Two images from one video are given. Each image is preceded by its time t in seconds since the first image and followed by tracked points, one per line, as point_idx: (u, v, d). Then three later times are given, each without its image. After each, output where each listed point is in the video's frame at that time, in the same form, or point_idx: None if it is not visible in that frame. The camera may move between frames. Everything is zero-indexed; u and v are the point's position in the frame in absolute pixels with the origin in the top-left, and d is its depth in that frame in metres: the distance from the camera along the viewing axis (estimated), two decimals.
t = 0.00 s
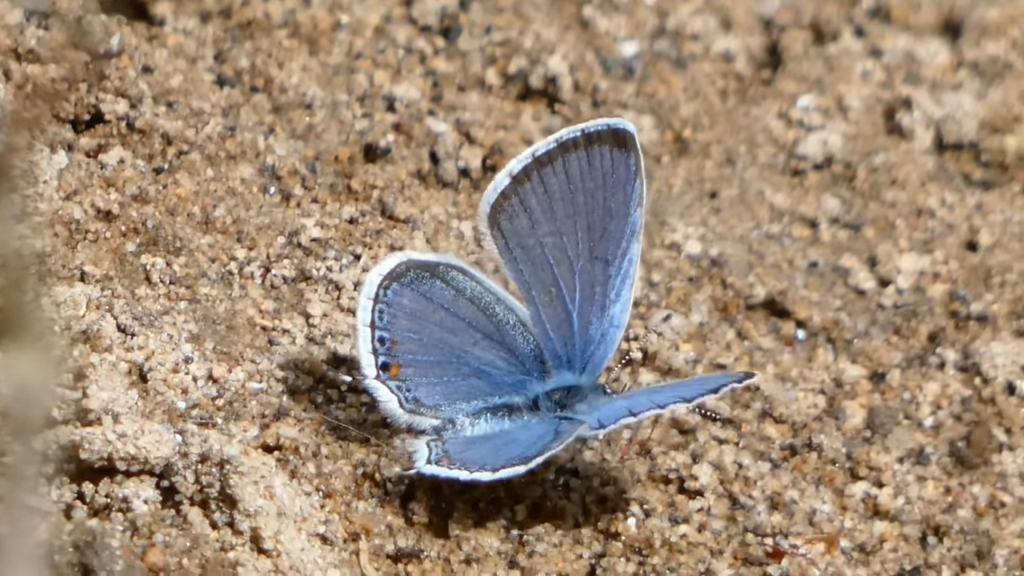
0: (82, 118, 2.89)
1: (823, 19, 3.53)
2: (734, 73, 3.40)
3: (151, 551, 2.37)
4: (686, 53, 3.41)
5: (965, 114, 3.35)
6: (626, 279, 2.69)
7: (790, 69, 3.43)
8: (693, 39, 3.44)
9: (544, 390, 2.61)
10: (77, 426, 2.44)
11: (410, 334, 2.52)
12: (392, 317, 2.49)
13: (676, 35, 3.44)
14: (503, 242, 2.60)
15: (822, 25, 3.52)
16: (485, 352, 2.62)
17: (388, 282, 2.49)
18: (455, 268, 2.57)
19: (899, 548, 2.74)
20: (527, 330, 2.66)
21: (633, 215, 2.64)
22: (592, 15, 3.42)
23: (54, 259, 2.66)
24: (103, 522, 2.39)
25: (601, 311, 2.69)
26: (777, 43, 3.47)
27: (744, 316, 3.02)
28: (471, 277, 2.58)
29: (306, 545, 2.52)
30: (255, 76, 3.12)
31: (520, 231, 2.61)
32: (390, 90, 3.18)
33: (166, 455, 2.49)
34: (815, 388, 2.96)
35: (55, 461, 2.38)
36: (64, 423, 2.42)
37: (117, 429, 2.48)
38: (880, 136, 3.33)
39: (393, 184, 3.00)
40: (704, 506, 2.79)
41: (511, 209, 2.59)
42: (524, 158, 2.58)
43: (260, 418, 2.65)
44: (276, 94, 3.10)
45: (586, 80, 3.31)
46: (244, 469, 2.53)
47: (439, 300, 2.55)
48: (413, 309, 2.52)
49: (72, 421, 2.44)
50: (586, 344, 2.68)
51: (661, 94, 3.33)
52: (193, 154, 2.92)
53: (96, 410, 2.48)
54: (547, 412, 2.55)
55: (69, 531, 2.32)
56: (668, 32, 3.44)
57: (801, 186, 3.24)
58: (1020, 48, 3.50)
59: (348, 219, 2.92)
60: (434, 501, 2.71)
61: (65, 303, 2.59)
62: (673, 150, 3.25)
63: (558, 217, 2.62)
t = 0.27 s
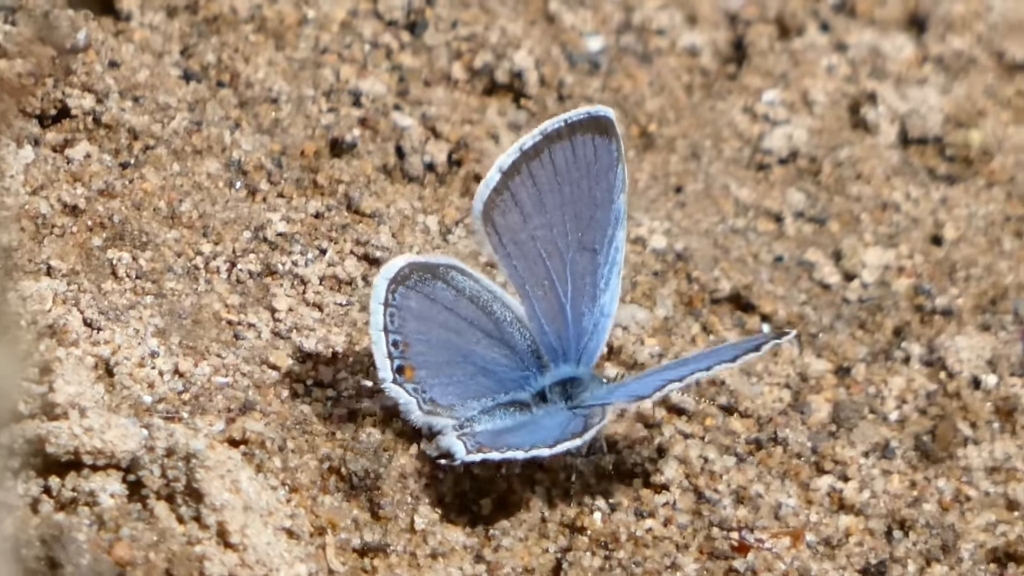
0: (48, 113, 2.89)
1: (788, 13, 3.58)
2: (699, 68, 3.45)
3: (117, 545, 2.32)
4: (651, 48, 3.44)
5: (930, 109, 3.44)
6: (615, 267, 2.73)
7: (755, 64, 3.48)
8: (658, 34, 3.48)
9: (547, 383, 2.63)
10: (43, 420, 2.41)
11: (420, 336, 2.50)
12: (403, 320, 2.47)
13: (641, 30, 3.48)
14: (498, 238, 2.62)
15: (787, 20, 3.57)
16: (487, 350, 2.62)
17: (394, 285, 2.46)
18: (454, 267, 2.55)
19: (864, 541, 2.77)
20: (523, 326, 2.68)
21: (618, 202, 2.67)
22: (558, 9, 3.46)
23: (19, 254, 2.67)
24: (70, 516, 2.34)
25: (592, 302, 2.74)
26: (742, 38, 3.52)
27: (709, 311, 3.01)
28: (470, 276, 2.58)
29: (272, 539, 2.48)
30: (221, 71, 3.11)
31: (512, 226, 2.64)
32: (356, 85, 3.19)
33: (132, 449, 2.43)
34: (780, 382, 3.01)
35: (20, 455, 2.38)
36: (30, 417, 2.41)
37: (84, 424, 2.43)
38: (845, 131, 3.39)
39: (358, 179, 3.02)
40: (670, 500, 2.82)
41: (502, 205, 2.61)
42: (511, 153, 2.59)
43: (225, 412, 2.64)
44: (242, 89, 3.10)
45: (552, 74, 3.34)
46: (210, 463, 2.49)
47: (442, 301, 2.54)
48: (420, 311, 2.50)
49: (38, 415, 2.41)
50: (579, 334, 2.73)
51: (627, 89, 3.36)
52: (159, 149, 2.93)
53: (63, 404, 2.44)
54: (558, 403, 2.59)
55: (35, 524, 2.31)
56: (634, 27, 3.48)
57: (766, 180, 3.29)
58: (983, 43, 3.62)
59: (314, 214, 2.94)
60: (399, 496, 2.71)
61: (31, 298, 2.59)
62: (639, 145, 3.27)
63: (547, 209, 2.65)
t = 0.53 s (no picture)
0: (15, 107, 2.91)
1: (754, 9, 3.64)
2: (665, 63, 3.50)
3: (84, 538, 2.30)
4: (617, 43, 3.49)
5: (896, 104, 3.50)
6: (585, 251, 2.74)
7: (722, 60, 3.52)
8: (624, 29, 3.52)
9: (531, 374, 2.61)
10: (9, 416, 2.37)
11: (402, 345, 2.49)
12: (384, 331, 2.47)
13: (607, 25, 3.52)
14: (470, 237, 2.62)
15: (753, 15, 3.63)
16: (471, 348, 2.59)
17: (372, 298, 2.46)
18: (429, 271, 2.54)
19: (829, 535, 2.78)
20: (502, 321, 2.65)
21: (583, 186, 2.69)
22: (524, 4, 3.49)
23: None
24: (37, 510, 2.31)
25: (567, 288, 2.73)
26: (708, 33, 3.57)
27: (675, 305, 3.02)
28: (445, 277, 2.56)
29: (238, 532, 2.43)
30: (187, 66, 3.11)
31: (482, 223, 2.63)
32: (322, 79, 3.18)
33: (100, 444, 2.40)
34: (746, 376, 3.03)
35: None
36: None
37: (51, 418, 2.39)
38: (811, 126, 3.43)
39: (325, 173, 3.04)
40: (635, 494, 2.82)
41: (471, 203, 2.62)
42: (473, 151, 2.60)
43: (192, 407, 2.60)
44: (209, 84, 3.10)
45: (518, 69, 3.35)
46: (176, 457, 2.45)
47: (421, 306, 2.52)
48: (400, 320, 2.49)
49: (4, 410, 2.37)
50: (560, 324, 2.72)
51: (593, 84, 3.39)
52: (126, 144, 2.93)
53: (30, 398, 2.40)
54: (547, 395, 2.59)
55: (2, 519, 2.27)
56: (600, 22, 3.53)
57: (732, 175, 3.33)
58: (950, 38, 3.68)
59: (280, 209, 2.96)
60: (365, 489, 2.66)
61: None
62: (605, 140, 3.31)
63: (514, 200, 2.65)
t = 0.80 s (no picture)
0: None
1: (721, 4, 3.67)
2: (632, 58, 3.54)
3: (51, 534, 2.32)
4: (584, 38, 3.55)
5: (862, 98, 3.52)
6: (597, 242, 2.77)
7: (689, 54, 3.56)
8: (591, 24, 3.59)
9: (538, 363, 2.68)
10: None
11: (404, 330, 2.56)
12: (384, 316, 2.54)
13: (575, 20, 3.59)
14: (475, 225, 2.70)
15: (720, 10, 3.66)
16: (476, 336, 2.66)
17: (373, 284, 2.54)
18: (434, 258, 2.62)
19: (797, 530, 2.79)
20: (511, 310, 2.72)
21: (593, 176, 2.74)
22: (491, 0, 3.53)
23: None
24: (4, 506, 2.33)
25: (579, 278, 2.77)
26: (675, 28, 3.61)
27: (642, 300, 3.03)
28: (450, 265, 2.65)
29: (205, 528, 2.46)
30: (154, 61, 3.11)
31: (489, 212, 2.71)
32: (290, 75, 3.22)
33: (66, 439, 2.42)
34: (713, 371, 3.05)
35: None
36: None
37: (18, 413, 2.41)
38: (777, 121, 3.46)
39: (291, 168, 3.05)
40: (603, 489, 2.83)
41: (476, 190, 2.70)
42: (480, 141, 2.69)
43: (160, 402, 2.61)
44: (176, 78, 3.10)
45: (485, 64, 3.40)
46: (144, 453, 2.49)
47: (424, 293, 2.60)
48: (402, 305, 2.57)
49: None
50: (572, 315, 2.75)
51: (561, 79, 3.44)
52: (93, 139, 2.90)
53: None
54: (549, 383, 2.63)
55: None
56: (568, 18, 3.58)
57: (698, 170, 3.36)
58: (915, 32, 3.69)
59: (247, 204, 2.96)
60: (332, 485, 2.69)
61: None
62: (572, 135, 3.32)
63: (524, 189, 2.72)
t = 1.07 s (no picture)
0: None
1: None
2: (599, 53, 3.51)
3: (17, 529, 2.31)
4: (551, 33, 3.50)
5: (829, 94, 3.55)
6: (638, 249, 2.78)
7: (656, 50, 3.53)
8: (557, 19, 3.54)
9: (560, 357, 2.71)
10: None
11: (428, 303, 2.63)
12: (411, 286, 2.62)
13: (541, 16, 3.53)
14: (515, 211, 2.74)
15: (688, 6, 3.63)
16: (502, 322, 2.71)
17: (405, 252, 2.62)
18: (469, 239, 2.69)
19: (763, 525, 2.82)
20: (543, 302, 2.76)
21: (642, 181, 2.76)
22: None
23: None
24: None
25: (614, 282, 2.78)
26: (642, 23, 3.57)
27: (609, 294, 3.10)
28: (486, 248, 2.70)
29: (172, 523, 2.46)
30: (122, 56, 3.05)
31: (531, 201, 2.75)
32: (257, 70, 3.16)
33: (33, 434, 2.42)
34: (680, 366, 3.03)
35: None
36: None
37: None
38: (744, 116, 3.46)
39: (259, 164, 3.02)
40: (569, 484, 2.86)
41: (521, 177, 2.75)
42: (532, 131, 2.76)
43: (127, 397, 2.59)
44: (143, 74, 3.05)
45: (452, 59, 3.35)
46: (110, 447, 2.47)
47: (455, 271, 2.67)
48: (430, 279, 2.64)
49: None
50: (600, 314, 2.77)
51: (528, 74, 3.40)
52: (60, 135, 2.89)
53: None
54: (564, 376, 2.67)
55: None
56: (534, 13, 3.53)
57: (666, 165, 3.34)
58: (884, 28, 3.72)
59: (215, 199, 2.93)
60: (299, 480, 2.67)
61: None
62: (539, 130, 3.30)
63: (569, 185, 2.75)
